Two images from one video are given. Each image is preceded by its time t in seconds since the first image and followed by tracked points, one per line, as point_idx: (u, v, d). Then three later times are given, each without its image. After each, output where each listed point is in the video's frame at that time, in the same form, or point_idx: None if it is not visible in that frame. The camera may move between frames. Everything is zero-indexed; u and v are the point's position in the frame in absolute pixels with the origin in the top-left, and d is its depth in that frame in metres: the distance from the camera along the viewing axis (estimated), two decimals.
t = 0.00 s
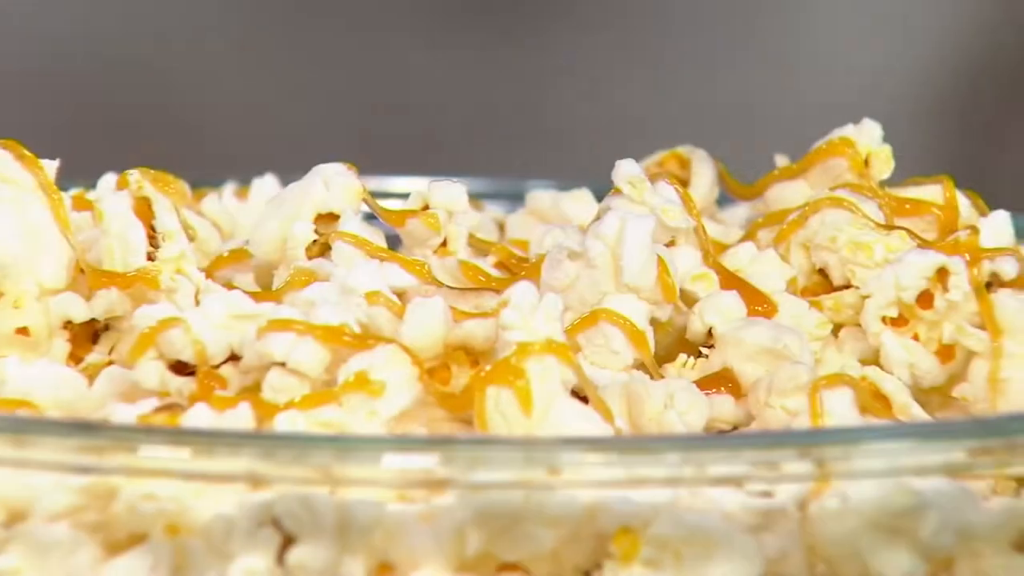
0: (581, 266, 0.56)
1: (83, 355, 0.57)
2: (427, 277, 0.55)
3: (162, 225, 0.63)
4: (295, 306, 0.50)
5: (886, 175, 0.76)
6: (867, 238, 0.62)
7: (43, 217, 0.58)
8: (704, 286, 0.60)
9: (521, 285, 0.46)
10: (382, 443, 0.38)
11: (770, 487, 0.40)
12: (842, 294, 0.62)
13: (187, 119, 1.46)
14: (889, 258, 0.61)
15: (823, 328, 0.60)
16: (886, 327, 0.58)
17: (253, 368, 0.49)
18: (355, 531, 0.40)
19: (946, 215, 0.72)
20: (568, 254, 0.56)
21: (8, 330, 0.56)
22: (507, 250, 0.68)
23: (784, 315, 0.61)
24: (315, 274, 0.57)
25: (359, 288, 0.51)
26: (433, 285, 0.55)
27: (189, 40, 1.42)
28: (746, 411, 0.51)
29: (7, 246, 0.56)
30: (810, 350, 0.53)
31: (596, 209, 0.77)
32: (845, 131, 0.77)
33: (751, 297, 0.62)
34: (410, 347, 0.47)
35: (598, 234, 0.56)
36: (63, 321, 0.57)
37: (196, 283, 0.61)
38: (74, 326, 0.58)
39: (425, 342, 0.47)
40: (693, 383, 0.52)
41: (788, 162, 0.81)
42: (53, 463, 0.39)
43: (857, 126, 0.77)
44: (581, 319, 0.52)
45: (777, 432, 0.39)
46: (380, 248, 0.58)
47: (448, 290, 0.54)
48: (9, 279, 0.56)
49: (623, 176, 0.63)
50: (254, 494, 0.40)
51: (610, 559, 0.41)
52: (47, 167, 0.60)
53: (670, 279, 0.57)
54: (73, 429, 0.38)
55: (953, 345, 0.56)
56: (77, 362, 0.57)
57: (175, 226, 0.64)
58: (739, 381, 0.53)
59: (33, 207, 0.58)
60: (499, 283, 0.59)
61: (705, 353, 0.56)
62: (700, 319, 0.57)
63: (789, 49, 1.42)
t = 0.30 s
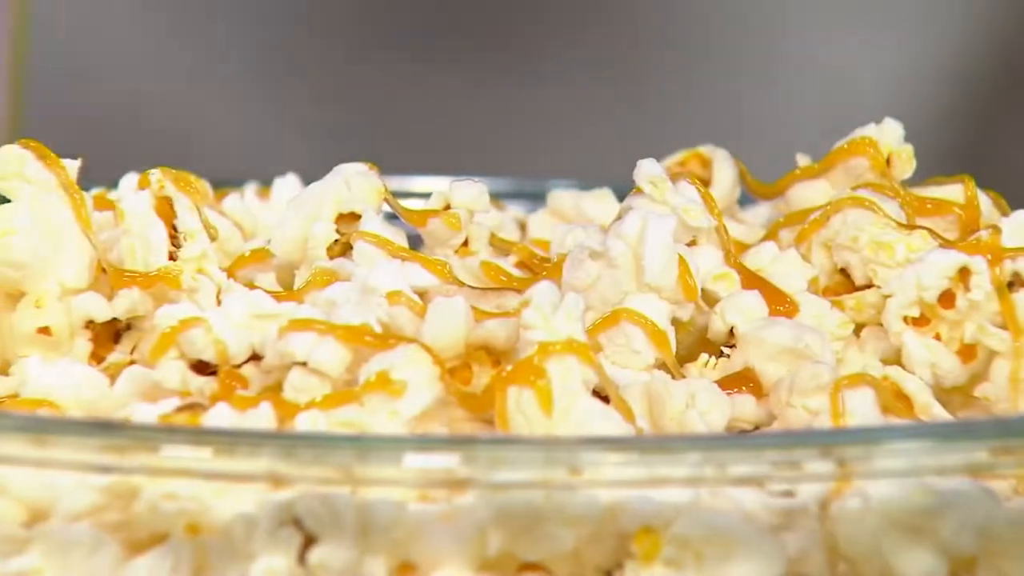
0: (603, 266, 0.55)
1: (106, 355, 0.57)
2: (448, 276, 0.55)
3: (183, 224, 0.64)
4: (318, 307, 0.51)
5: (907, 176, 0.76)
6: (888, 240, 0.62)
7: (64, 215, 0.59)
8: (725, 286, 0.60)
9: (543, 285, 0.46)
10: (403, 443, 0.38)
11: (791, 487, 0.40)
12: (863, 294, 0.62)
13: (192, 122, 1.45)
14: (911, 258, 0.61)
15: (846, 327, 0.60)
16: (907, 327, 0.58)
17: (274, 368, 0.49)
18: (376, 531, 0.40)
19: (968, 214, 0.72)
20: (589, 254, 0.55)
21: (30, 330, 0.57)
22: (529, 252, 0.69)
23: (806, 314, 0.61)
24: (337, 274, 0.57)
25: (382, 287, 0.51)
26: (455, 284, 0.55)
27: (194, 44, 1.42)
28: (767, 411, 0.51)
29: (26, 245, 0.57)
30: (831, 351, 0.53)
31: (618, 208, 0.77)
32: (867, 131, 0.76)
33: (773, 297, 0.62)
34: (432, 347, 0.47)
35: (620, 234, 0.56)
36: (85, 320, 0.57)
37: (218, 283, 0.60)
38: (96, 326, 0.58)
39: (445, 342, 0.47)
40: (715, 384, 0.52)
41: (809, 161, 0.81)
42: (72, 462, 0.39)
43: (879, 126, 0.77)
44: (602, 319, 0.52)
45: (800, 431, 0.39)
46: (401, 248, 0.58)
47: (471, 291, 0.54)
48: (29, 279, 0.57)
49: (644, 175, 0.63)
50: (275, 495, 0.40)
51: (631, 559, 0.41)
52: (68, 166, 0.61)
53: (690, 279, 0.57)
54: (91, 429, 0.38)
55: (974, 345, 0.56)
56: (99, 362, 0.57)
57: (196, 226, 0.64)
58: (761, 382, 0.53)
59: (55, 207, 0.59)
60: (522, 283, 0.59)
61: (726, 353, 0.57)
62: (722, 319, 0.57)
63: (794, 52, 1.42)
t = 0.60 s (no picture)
0: (609, 265, 0.55)
1: (112, 355, 0.57)
2: (454, 276, 0.55)
3: (190, 225, 0.63)
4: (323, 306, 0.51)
5: (913, 176, 0.76)
6: (893, 239, 0.62)
7: (71, 216, 0.59)
8: (731, 286, 0.60)
9: (549, 286, 0.46)
10: (410, 443, 0.38)
11: (797, 487, 0.40)
12: (869, 293, 0.62)
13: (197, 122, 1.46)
14: (917, 258, 0.61)
15: (851, 328, 0.60)
16: (914, 327, 0.58)
17: (280, 367, 0.49)
18: (382, 531, 0.40)
19: (974, 214, 0.72)
20: (595, 254, 0.55)
21: (37, 330, 0.56)
22: (535, 252, 0.69)
23: (812, 314, 0.61)
24: (344, 274, 0.57)
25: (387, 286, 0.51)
26: (461, 284, 0.55)
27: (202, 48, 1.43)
28: (774, 411, 0.51)
29: (34, 245, 0.56)
30: (837, 350, 0.54)
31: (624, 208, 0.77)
32: (874, 131, 0.76)
33: (779, 297, 0.62)
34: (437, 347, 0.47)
35: (626, 233, 0.56)
36: (91, 321, 0.57)
37: (224, 284, 0.61)
38: (102, 326, 0.58)
39: (452, 342, 0.47)
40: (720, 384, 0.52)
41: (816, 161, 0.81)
42: (77, 462, 0.39)
43: (885, 126, 0.77)
44: (607, 319, 0.52)
45: (804, 430, 0.39)
46: (408, 248, 0.58)
47: (476, 290, 0.54)
48: (35, 279, 0.57)
49: (650, 175, 0.63)
50: (281, 495, 0.40)
51: (638, 559, 0.41)
52: (74, 165, 0.61)
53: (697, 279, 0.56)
54: (96, 429, 0.38)
55: (981, 344, 0.56)
56: (105, 362, 0.57)
57: (203, 226, 0.63)
58: (767, 382, 0.53)
59: (63, 207, 0.59)
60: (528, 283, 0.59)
61: (732, 353, 0.57)
62: (727, 318, 0.57)
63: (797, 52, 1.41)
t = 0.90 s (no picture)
0: (609, 265, 0.55)
1: (113, 354, 0.57)
2: (455, 276, 0.55)
3: (191, 224, 0.63)
4: (324, 306, 0.51)
5: (914, 176, 0.75)
6: (894, 238, 0.62)
7: (71, 216, 0.59)
8: (731, 286, 0.60)
9: (550, 284, 0.46)
10: (410, 443, 0.38)
11: (797, 486, 0.40)
12: (870, 293, 0.62)
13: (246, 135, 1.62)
14: (919, 258, 0.61)
15: (853, 328, 0.60)
16: (915, 327, 0.58)
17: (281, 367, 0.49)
18: (383, 531, 0.40)
19: (975, 215, 0.72)
20: (596, 254, 0.54)
21: (37, 329, 0.57)
22: (536, 253, 0.69)
23: (812, 314, 0.61)
24: (345, 273, 0.57)
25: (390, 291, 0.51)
26: (461, 283, 0.55)
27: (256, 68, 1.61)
28: (776, 411, 0.51)
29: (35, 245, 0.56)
30: (838, 349, 0.54)
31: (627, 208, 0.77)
32: (875, 131, 0.76)
33: (779, 296, 0.62)
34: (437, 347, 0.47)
35: (626, 233, 0.56)
36: (91, 321, 0.57)
37: (224, 284, 0.62)
38: (103, 326, 0.58)
39: (454, 343, 0.47)
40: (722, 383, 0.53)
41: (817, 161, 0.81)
42: (78, 462, 0.39)
43: (886, 126, 0.77)
44: (608, 319, 0.53)
45: (804, 430, 0.39)
46: (408, 248, 0.58)
47: (476, 290, 0.54)
48: (37, 279, 0.57)
49: (651, 174, 0.62)
50: (282, 494, 0.40)
51: (638, 558, 0.41)
52: (75, 165, 0.61)
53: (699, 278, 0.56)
54: (96, 429, 0.38)
55: (982, 344, 0.56)
56: (106, 362, 0.57)
57: (204, 226, 0.63)
58: (768, 382, 0.53)
59: (64, 207, 0.59)
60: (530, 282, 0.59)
61: (733, 353, 0.57)
62: (727, 317, 0.57)
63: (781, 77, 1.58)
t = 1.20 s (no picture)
0: (609, 263, 0.55)
1: (114, 352, 0.58)
2: (455, 273, 0.55)
3: (191, 223, 0.63)
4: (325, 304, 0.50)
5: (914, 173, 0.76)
6: (896, 236, 0.62)
7: (71, 214, 0.59)
8: (732, 284, 0.60)
9: (550, 283, 0.45)
10: (411, 440, 0.38)
11: (797, 484, 0.40)
12: (871, 290, 0.62)
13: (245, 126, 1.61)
14: (919, 255, 0.60)
15: (853, 325, 0.60)
16: (915, 324, 0.58)
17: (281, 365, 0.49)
18: (383, 529, 0.40)
19: (975, 213, 0.71)
20: (596, 252, 0.54)
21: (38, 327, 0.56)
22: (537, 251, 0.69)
23: (812, 312, 0.61)
24: (346, 270, 0.57)
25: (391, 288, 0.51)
26: (461, 281, 0.55)
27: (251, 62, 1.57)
28: (776, 410, 0.51)
29: (36, 242, 0.56)
30: (839, 346, 0.53)
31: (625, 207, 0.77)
32: (874, 129, 0.76)
33: (777, 294, 0.63)
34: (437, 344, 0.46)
35: (627, 231, 0.56)
36: (91, 318, 0.57)
37: (224, 281, 0.60)
38: (103, 324, 0.58)
39: (454, 340, 0.46)
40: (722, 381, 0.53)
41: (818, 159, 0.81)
42: (80, 459, 0.39)
43: (887, 123, 0.76)
44: (608, 316, 0.53)
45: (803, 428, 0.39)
46: (409, 245, 0.58)
47: (476, 288, 0.54)
48: (37, 277, 0.57)
49: (652, 171, 0.62)
50: (282, 492, 0.40)
51: (639, 557, 0.41)
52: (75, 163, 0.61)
53: (699, 275, 0.56)
54: (98, 426, 0.38)
55: (982, 342, 0.56)
56: (107, 360, 0.58)
57: (204, 224, 0.63)
58: (768, 380, 0.53)
59: (64, 206, 0.59)
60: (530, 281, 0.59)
61: (734, 351, 0.57)
62: (728, 315, 0.57)
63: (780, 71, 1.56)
